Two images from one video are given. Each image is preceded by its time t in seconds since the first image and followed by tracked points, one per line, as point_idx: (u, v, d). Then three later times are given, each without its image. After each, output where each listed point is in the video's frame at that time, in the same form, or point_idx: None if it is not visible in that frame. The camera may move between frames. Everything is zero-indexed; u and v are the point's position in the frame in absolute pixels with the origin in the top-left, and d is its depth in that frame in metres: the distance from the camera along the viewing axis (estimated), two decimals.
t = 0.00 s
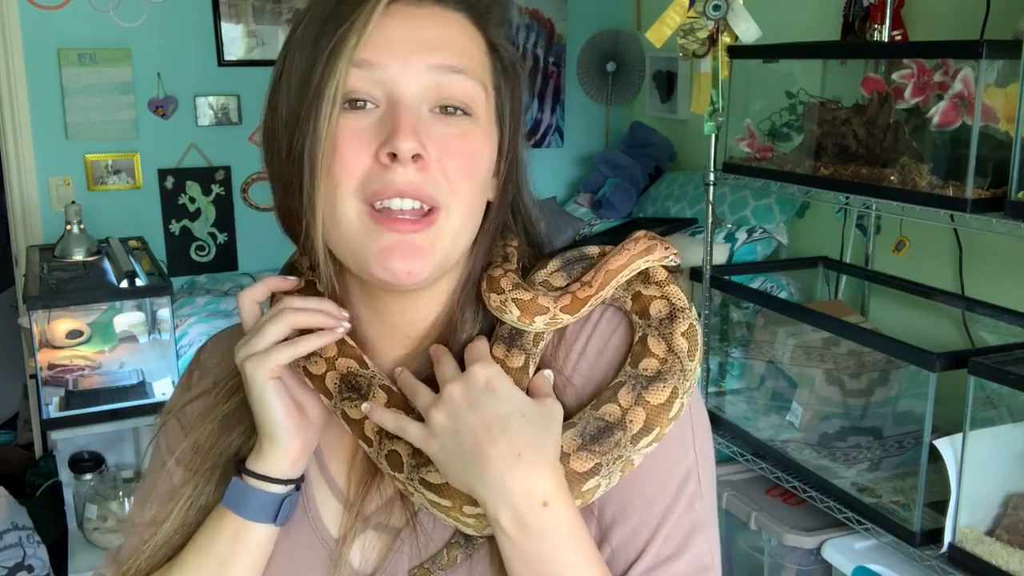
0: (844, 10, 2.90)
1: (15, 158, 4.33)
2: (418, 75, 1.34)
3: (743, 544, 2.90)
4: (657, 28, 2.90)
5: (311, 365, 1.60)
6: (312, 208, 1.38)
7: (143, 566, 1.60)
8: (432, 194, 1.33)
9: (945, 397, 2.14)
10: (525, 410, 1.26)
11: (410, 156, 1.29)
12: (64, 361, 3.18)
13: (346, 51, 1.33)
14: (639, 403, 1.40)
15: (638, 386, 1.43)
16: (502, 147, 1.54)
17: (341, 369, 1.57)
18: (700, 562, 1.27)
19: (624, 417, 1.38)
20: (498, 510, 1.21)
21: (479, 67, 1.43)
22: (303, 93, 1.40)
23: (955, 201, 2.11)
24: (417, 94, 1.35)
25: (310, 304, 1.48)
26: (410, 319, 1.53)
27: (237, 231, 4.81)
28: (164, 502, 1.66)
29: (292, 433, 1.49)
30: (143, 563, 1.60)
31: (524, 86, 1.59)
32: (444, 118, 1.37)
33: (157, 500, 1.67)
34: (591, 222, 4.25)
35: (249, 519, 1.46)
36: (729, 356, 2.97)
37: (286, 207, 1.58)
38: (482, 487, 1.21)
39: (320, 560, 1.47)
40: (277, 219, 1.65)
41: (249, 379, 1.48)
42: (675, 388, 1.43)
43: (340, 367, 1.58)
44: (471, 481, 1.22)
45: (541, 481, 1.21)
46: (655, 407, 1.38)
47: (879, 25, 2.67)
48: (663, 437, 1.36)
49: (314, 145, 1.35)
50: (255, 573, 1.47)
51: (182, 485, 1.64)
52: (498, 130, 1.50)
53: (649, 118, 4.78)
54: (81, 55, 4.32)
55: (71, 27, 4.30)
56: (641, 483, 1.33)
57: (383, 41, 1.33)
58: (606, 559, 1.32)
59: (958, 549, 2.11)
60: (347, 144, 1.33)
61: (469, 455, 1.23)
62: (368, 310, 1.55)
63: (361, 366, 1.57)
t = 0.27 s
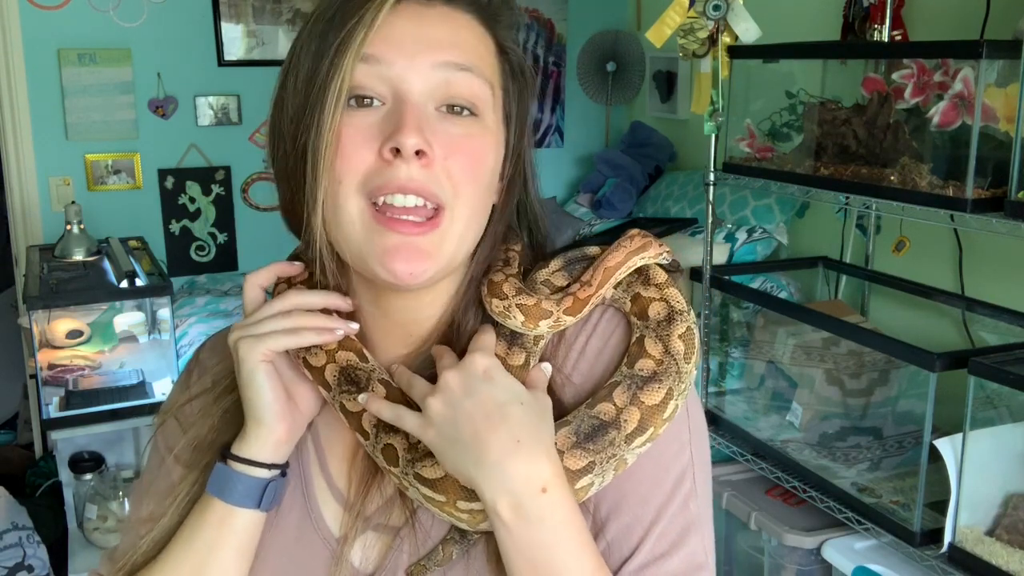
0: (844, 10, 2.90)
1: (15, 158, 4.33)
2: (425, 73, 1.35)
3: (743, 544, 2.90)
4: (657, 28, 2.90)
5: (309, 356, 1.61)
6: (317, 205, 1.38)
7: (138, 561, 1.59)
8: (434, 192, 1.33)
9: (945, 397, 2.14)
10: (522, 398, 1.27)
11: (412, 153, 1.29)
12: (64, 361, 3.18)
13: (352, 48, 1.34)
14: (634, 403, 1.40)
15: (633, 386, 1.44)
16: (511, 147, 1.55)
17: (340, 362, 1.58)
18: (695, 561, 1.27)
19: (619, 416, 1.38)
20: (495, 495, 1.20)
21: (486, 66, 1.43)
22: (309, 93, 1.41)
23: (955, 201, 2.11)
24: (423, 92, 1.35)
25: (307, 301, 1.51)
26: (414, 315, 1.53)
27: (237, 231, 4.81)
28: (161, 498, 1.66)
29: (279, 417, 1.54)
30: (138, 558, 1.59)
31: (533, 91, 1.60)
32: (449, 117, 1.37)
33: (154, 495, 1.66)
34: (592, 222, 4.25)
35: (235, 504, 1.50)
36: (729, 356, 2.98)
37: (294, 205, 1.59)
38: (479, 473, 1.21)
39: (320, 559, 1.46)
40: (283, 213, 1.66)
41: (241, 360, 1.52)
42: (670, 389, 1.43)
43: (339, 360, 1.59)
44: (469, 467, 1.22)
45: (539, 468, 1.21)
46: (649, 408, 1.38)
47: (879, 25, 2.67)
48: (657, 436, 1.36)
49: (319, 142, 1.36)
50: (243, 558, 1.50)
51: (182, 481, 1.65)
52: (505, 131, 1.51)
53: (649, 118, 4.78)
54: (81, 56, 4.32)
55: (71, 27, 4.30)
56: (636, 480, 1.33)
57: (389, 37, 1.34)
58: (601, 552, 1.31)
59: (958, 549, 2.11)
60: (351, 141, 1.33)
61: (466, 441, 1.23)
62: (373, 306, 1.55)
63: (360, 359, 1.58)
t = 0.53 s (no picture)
0: (844, 10, 2.90)
1: (15, 158, 4.33)
2: (457, 77, 1.35)
3: (743, 544, 2.90)
4: (657, 28, 2.90)
5: (316, 352, 1.61)
6: (344, 208, 1.35)
7: (144, 557, 1.59)
8: (470, 193, 1.31)
9: (945, 397, 2.14)
10: (522, 398, 1.27)
11: (452, 157, 1.28)
12: (64, 361, 3.18)
13: (386, 49, 1.33)
14: (633, 407, 1.39)
15: (633, 389, 1.43)
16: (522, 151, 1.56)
17: (345, 358, 1.58)
18: (693, 562, 1.28)
19: (618, 419, 1.37)
20: (495, 495, 1.20)
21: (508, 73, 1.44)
22: (335, 93, 1.38)
23: (955, 201, 2.11)
24: (455, 96, 1.35)
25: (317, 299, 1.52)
26: (423, 315, 1.52)
27: (237, 231, 4.81)
28: (166, 494, 1.66)
29: (287, 413, 1.53)
30: (144, 555, 1.59)
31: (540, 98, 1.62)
32: (479, 122, 1.37)
33: (159, 492, 1.67)
34: (591, 221, 4.25)
35: (247, 502, 1.49)
36: (729, 356, 2.98)
37: (309, 209, 1.56)
38: (480, 472, 1.21)
39: (321, 557, 1.46)
40: (295, 215, 1.64)
41: (253, 358, 1.53)
42: (669, 394, 1.42)
43: (344, 356, 1.58)
44: (469, 466, 1.22)
45: (540, 468, 1.21)
46: (648, 412, 1.38)
47: (879, 25, 2.67)
48: (655, 440, 1.36)
49: (351, 142, 1.33)
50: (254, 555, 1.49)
51: (186, 477, 1.65)
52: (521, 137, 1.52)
53: (649, 118, 4.78)
54: (81, 56, 4.32)
55: (70, 27, 4.30)
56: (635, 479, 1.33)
57: (421, 41, 1.34)
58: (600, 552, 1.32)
59: (958, 549, 2.11)
60: (386, 142, 1.31)
61: (466, 440, 1.23)
62: (385, 307, 1.54)
63: (365, 356, 1.58)
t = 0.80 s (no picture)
0: (844, 10, 2.90)
1: (15, 158, 4.33)
2: (454, 91, 1.34)
3: (743, 544, 2.90)
4: (657, 28, 2.90)
5: (316, 351, 1.60)
6: (336, 218, 1.37)
7: (144, 554, 1.59)
8: (458, 212, 1.33)
9: (945, 397, 2.14)
10: (520, 399, 1.27)
11: (442, 176, 1.29)
12: (64, 361, 3.18)
13: (383, 63, 1.32)
14: (630, 407, 1.39)
15: (630, 391, 1.42)
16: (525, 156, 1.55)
17: (345, 358, 1.57)
18: (692, 563, 1.28)
19: (614, 420, 1.37)
20: (491, 495, 1.20)
21: (510, 82, 1.43)
22: (333, 99, 1.39)
23: (955, 201, 2.11)
24: (450, 111, 1.34)
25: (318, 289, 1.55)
26: (421, 322, 1.52)
27: (237, 231, 4.81)
28: (168, 491, 1.66)
29: (283, 409, 1.53)
30: (145, 551, 1.59)
31: (550, 100, 1.61)
32: (474, 137, 1.37)
33: (161, 489, 1.67)
34: (592, 221, 4.25)
35: (241, 498, 1.49)
36: (729, 356, 2.97)
37: (308, 212, 1.57)
38: (477, 472, 1.21)
39: (319, 554, 1.46)
40: (296, 214, 1.64)
41: (250, 352, 1.52)
42: (666, 395, 1.41)
43: (343, 355, 1.58)
44: (466, 466, 1.22)
45: (536, 468, 1.21)
46: (645, 413, 1.37)
47: (879, 25, 2.67)
48: (652, 441, 1.36)
49: (344, 156, 1.34)
50: (250, 550, 1.49)
51: (186, 474, 1.64)
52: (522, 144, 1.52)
53: (649, 118, 4.78)
54: (81, 56, 4.32)
55: (70, 27, 4.30)
56: (634, 480, 1.33)
57: (419, 54, 1.33)
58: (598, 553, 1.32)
59: (958, 549, 2.11)
60: (377, 158, 1.32)
61: (463, 440, 1.23)
62: (382, 311, 1.55)
63: (364, 355, 1.57)
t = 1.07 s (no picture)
0: (844, 10, 2.90)
1: (15, 158, 4.33)
2: (456, 95, 1.34)
3: (743, 544, 2.90)
4: (657, 28, 2.90)
5: (315, 351, 1.60)
6: (339, 221, 1.37)
7: (147, 552, 1.59)
8: (462, 215, 1.33)
9: (945, 397, 2.14)
10: (514, 400, 1.27)
11: (446, 181, 1.29)
12: (64, 361, 3.18)
13: (385, 66, 1.32)
14: (625, 408, 1.37)
15: (625, 391, 1.41)
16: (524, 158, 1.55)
17: (343, 358, 1.57)
18: (690, 562, 1.28)
19: (609, 421, 1.35)
20: (485, 497, 1.20)
21: (510, 84, 1.43)
22: (333, 102, 1.39)
23: (955, 201, 2.12)
24: (452, 115, 1.35)
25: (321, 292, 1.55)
26: (422, 321, 1.52)
27: (237, 231, 4.81)
28: (169, 489, 1.66)
29: (286, 410, 1.53)
30: (147, 550, 1.59)
31: (550, 100, 1.60)
32: (476, 140, 1.37)
33: (162, 487, 1.67)
34: (592, 221, 4.25)
35: (244, 499, 1.49)
36: (729, 356, 2.97)
37: (308, 216, 1.57)
38: (470, 474, 1.21)
39: (318, 555, 1.46)
40: (296, 217, 1.63)
41: (253, 352, 1.52)
42: (661, 396, 1.40)
43: (343, 355, 1.57)
44: (460, 467, 1.22)
45: (530, 470, 1.21)
46: (640, 413, 1.36)
47: (879, 25, 2.67)
48: (647, 442, 1.35)
49: (347, 161, 1.34)
50: (252, 551, 1.49)
51: (189, 473, 1.64)
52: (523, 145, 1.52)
53: (649, 118, 4.78)
54: (81, 56, 4.32)
55: (70, 27, 4.30)
56: (630, 480, 1.34)
57: (422, 57, 1.33)
58: (594, 555, 1.32)
59: (958, 549, 2.11)
60: (381, 163, 1.32)
61: (457, 441, 1.23)
62: (384, 311, 1.54)
63: (364, 356, 1.57)
